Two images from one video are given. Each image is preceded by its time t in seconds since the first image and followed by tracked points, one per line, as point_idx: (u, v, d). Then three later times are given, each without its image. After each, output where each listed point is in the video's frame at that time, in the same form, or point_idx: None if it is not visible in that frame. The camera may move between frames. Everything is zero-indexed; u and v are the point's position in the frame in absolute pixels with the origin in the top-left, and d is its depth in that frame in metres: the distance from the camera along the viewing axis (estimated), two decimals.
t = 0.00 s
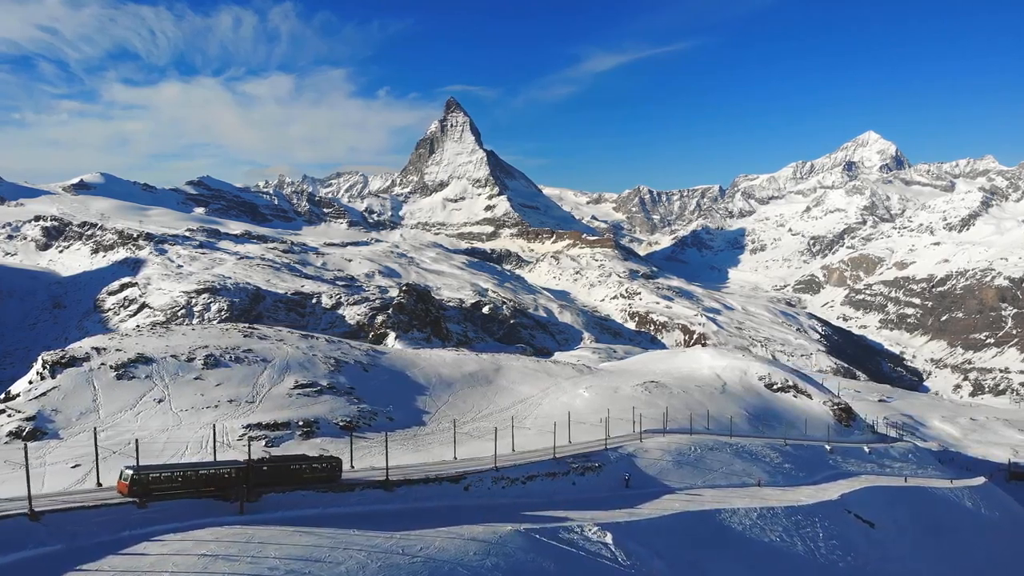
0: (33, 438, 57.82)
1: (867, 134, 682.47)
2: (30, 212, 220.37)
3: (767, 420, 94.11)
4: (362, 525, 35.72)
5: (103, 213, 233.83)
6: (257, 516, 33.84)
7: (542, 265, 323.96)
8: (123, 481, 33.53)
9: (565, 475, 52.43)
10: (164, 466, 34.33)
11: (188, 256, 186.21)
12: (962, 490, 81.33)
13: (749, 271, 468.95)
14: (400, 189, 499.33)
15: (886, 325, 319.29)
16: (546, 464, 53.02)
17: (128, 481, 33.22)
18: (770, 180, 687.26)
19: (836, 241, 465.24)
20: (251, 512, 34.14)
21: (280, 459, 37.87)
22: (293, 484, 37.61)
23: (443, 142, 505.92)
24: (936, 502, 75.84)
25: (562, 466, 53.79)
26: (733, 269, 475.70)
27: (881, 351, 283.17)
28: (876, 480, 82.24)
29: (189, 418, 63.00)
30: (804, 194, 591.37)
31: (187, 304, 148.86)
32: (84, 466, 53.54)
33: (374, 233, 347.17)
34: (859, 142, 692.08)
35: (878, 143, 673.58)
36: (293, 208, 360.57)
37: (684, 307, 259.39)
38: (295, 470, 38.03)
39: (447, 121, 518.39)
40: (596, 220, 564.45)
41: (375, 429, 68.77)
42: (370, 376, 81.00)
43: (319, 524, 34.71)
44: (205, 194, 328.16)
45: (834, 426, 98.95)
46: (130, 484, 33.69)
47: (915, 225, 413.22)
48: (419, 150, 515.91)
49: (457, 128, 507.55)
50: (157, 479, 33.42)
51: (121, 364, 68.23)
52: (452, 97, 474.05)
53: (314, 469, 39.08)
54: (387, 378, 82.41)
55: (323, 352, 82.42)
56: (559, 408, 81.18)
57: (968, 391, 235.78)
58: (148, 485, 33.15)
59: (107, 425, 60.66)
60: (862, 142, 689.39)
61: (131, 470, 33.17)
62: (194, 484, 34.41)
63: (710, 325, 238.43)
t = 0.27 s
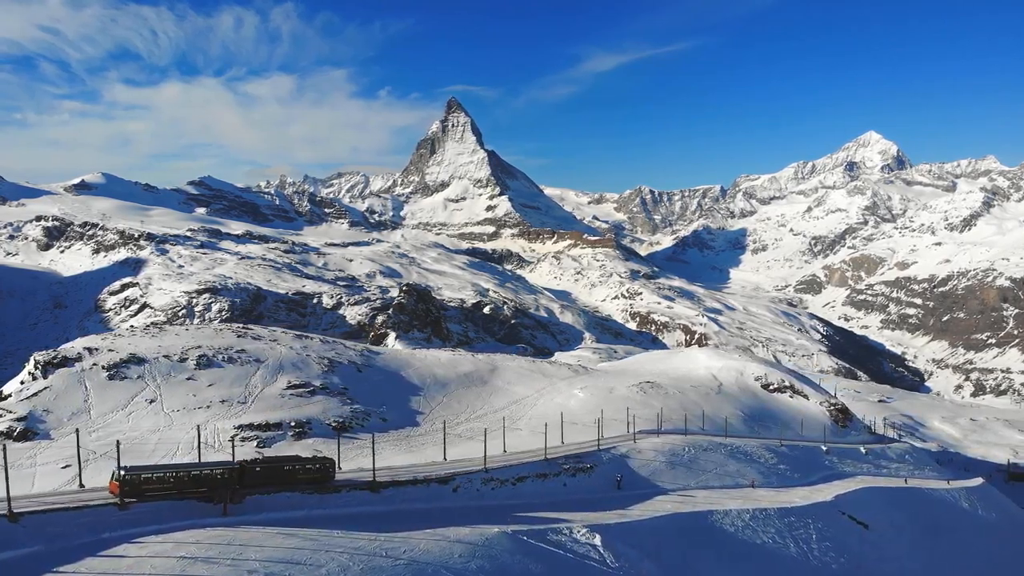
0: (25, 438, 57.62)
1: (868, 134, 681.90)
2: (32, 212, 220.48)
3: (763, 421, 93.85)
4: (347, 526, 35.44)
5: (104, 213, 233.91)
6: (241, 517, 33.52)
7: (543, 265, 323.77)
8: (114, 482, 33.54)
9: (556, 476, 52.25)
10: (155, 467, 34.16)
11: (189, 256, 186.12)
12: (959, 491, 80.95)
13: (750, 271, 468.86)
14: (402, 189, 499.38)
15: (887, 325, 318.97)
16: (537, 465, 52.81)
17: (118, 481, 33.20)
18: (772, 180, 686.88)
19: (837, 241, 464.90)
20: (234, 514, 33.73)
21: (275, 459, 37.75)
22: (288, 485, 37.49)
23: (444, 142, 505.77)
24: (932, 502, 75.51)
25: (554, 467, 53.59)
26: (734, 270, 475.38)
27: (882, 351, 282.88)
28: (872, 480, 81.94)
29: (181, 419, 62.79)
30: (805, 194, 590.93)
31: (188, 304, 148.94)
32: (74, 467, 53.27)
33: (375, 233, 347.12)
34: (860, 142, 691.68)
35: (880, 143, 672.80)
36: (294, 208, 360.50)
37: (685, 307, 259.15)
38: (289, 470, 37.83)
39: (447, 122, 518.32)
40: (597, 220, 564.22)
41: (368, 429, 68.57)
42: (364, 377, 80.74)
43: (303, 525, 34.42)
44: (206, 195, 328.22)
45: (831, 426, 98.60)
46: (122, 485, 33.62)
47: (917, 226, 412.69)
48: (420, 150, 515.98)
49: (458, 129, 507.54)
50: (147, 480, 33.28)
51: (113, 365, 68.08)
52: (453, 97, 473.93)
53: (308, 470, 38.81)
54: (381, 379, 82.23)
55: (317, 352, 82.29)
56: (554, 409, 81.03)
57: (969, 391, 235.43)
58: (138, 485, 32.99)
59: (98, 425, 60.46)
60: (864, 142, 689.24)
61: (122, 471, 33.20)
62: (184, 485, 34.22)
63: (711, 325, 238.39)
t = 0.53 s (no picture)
0: (15, 438, 57.44)
1: (870, 134, 681.14)
2: (33, 212, 220.54)
3: (759, 422, 93.59)
4: (332, 528, 35.23)
5: (105, 213, 233.89)
6: (224, 518, 33.38)
7: (544, 265, 323.39)
8: (104, 483, 34.15)
9: (547, 477, 52.06)
10: (145, 469, 35.01)
11: (190, 256, 185.95)
12: (955, 492, 80.57)
13: (751, 271, 468.52)
14: (403, 189, 499.24)
15: (888, 325, 318.49)
16: (527, 467, 52.66)
17: (108, 482, 33.87)
18: (773, 180, 686.29)
19: (839, 241, 464.28)
20: (217, 515, 33.61)
21: (264, 462, 38.69)
22: (277, 485, 38.26)
23: (445, 142, 505.41)
24: (927, 503, 75.13)
25: (544, 468, 53.42)
26: (736, 270, 474.81)
27: (883, 352, 282.42)
28: (868, 481, 81.63)
29: (172, 419, 62.61)
30: (806, 194, 590.13)
31: (189, 304, 148.84)
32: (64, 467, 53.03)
33: (376, 233, 347.04)
34: (862, 142, 690.86)
35: (881, 143, 671.87)
36: (295, 208, 360.37)
37: (686, 307, 258.72)
38: (280, 471, 38.71)
39: (449, 122, 517.97)
40: (598, 220, 563.87)
41: (361, 430, 68.40)
42: (358, 377, 80.56)
43: (287, 526, 34.22)
44: (207, 195, 328.12)
45: (827, 427, 98.33)
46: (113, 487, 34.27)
47: (918, 226, 411.90)
48: (422, 150, 515.67)
49: (459, 129, 507.25)
50: (139, 480, 34.01)
51: (105, 365, 67.90)
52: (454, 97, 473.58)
53: (298, 470, 39.92)
54: (375, 379, 82.02)
55: (311, 352, 82.13)
56: (548, 410, 80.87)
57: (970, 392, 234.88)
58: (131, 485, 33.79)
59: (89, 425, 60.24)
60: (865, 142, 688.33)
61: (114, 471, 33.99)
62: (175, 486, 34.97)
63: (712, 325, 238.08)
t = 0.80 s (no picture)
0: (7, 438, 57.24)
1: (871, 134, 680.68)
2: (35, 212, 220.57)
3: (755, 422, 93.34)
4: (317, 529, 34.98)
5: (106, 213, 233.87)
6: (208, 520, 33.21)
7: (545, 265, 323.15)
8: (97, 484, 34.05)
9: (538, 478, 51.89)
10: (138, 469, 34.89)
11: (191, 256, 185.83)
12: (953, 493, 80.19)
13: (752, 271, 468.31)
14: (404, 189, 499.25)
15: (889, 326, 318.13)
16: (519, 468, 52.43)
17: (101, 482, 33.73)
18: (774, 180, 685.87)
19: (841, 241, 463.85)
20: (201, 517, 33.45)
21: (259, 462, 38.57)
22: (269, 487, 38.07)
23: (446, 142, 505.32)
24: (924, 504, 74.77)
25: (536, 469, 53.22)
26: (737, 270, 474.57)
27: (885, 352, 282.15)
28: (864, 483, 81.31)
29: (165, 420, 62.44)
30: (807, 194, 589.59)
31: (190, 304, 148.71)
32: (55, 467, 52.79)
33: (377, 233, 347.05)
34: (863, 142, 690.43)
35: (882, 144, 671.68)
36: (296, 208, 360.22)
37: (687, 307, 258.41)
38: (275, 473, 38.65)
39: (450, 122, 517.74)
40: (599, 220, 563.47)
41: (354, 431, 68.19)
42: (352, 378, 80.37)
43: (272, 527, 33.96)
44: (208, 195, 328.14)
45: (824, 428, 98.07)
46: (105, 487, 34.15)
47: (919, 226, 411.49)
48: (423, 150, 515.61)
49: (460, 129, 507.16)
50: (133, 481, 33.89)
51: (97, 365, 67.73)
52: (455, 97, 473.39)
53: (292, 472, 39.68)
54: (369, 380, 81.86)
55: (305, 353, 82.01)
56: (544, 410, 80.71)
57: (971, 392, 234.53)
58: (125, 486, 33.64)
59: (81, 426, 60.03)
60: (866, 142, 687.80)
61: (106, 471, 33.88)
62: (166, 487, 34.84)
63: (713, 325, 237.90)
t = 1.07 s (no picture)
0: None
1: (873, 134, 679.73)
2: (37, 212, 220.67)
3: (751, 423, 93.09)
4: (302, 530, 34.71)
5: (108, 213, 233.93)
6: (191, 522, 33.06)
7: (546, 265, 322.87)
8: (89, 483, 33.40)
9: (529, 479, 51.66)
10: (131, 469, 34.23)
11: (192, 256, 185.84)
12: (950, 495, 79.77)
13: (754, 271, 467.84)
14: (406, 189, 499.21)
15: (891, 326, 317.42)
16: (510, 468, 52.25)
17: (93, 482, 33.16)
18: (776, 180, 685.02)
19: (842, 241, 463.09)
20: (185, 518, 33.37)
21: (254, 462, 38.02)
22: (261, 489, 37.80)
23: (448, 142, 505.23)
24: (921, 505, 74.36)
25: (527, 470, 52.98)
26: (738, 270, 473.99)
27: (886, 352, 281.56)
28: (860, 483, 80.94)
29: (157, 420, 62.26)
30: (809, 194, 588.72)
31: (191, 304, 148.64)
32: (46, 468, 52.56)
33: (378, 233, 347.02)
34: (864, 142, 689.40)
35: (884, 143, 670.59)
36: (298, 208, 360.23)
37: (689, 307, 258.00)
38: (268, 473, 38.32)
39: (451, 122, 517.68)
40: (600, 220, 563.03)
41: (347, 432, 68.00)
42: (346, 378, 80.21)
43: (257, 529, 33.77)
44: (210, 195, 328.24)
45: (821, 429, 97.76)
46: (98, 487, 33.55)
47: (921, 226, 410.51)
48: (424, 150, 515.55)
49: (461, 129, 507.01)
50: (125, 481, 33.35)
51: (90, 365, 67.62)
52: (456, 97, 473.18)
53: (287, 472, 39.40)
54: (363, 380, 81.68)
55: (299, 353, 81.87)
56: (538, 410, 80.52)
57: (973, 392, 233.92)
58: (118, 486, 33.15)
59: (72, 426, 59.85)
60: (868, 142, 686.82)
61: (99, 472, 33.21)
62: (159, 488, 34.38)
63: (715, 325, 237.66)
